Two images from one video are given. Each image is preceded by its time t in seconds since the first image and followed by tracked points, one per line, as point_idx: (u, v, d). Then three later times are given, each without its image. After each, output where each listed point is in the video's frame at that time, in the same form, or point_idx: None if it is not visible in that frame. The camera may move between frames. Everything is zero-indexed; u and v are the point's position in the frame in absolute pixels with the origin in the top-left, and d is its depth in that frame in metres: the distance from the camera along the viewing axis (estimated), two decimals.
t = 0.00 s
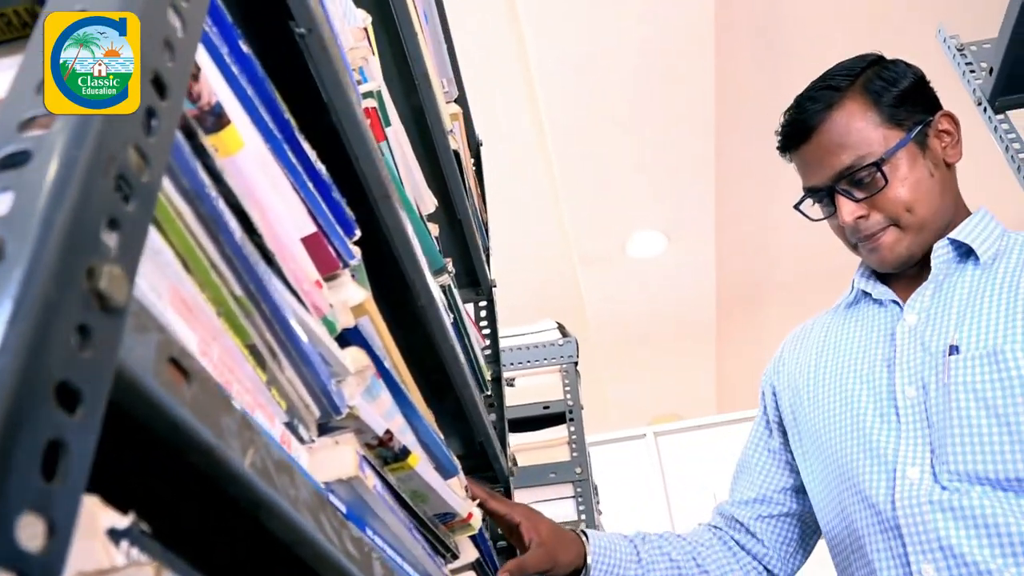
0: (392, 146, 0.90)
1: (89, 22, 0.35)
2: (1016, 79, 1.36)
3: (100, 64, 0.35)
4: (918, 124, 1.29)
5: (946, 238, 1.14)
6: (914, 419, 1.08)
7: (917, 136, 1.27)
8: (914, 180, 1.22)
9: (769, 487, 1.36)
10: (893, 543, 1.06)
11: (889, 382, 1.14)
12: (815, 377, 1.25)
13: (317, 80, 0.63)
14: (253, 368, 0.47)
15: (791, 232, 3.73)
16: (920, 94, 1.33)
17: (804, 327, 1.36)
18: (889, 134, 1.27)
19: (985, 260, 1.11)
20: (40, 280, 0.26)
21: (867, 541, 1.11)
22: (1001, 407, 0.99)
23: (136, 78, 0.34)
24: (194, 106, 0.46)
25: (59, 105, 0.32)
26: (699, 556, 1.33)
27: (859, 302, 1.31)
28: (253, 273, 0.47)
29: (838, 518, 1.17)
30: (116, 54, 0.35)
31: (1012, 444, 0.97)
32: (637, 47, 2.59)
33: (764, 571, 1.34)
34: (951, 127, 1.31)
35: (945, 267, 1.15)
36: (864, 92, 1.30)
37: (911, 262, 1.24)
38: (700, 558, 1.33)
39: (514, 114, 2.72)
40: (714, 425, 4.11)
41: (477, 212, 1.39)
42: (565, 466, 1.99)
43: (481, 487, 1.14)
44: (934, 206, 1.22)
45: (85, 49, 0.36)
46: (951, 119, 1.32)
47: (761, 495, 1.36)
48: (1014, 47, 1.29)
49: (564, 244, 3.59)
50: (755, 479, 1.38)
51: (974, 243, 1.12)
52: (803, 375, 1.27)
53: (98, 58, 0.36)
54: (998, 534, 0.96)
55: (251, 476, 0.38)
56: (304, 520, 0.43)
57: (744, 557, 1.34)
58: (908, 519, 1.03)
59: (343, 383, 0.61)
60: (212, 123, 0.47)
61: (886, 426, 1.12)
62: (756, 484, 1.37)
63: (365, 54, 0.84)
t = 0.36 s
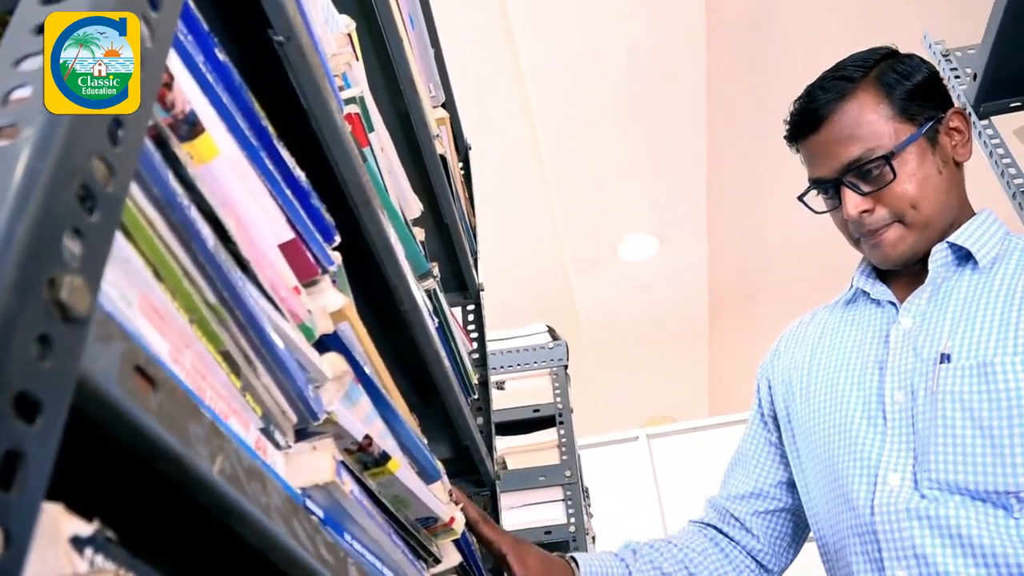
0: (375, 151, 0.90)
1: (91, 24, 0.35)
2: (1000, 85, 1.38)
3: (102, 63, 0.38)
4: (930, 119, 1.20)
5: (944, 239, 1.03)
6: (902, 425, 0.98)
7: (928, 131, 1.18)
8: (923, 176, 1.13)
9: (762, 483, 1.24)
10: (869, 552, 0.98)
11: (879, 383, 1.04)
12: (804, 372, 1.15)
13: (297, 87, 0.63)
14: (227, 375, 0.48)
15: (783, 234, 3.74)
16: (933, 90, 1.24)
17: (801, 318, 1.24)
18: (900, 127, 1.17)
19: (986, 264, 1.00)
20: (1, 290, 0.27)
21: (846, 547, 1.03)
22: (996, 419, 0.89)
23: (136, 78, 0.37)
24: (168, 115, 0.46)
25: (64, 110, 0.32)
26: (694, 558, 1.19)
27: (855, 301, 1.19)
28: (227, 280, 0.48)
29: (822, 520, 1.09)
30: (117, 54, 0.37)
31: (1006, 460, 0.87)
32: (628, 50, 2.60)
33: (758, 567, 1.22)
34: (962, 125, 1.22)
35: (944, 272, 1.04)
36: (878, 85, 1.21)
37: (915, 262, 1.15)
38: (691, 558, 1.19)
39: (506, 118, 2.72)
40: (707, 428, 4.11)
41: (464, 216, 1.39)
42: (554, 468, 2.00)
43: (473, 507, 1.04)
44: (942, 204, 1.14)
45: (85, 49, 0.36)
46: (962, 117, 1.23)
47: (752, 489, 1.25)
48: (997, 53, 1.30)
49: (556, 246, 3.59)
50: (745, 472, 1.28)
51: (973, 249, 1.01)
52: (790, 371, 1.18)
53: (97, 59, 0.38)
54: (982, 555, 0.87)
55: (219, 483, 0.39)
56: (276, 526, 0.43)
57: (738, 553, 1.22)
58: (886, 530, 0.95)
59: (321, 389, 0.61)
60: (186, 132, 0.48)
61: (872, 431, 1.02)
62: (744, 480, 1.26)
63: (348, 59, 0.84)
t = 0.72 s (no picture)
0: (362, 159, 0.90)
1: (94, 24, 0.38)
2: (987, 91, 1.38)
3: (103, 63, 0.42)
4: (923, 123, 1.16)
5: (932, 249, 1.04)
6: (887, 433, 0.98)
7: (922, 133, 1.14)
8: (915, 177, 1.09)
9: (748, 488, 1.24)
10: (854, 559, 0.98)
11: (865, 390, 1.04)
12: (790, 377, 1.14)
13: (280, 96, 0.64)
14: (204, 383, 0.48)
15: (777, 239, 3.74)
16: (928, 94, 1.21)
17: (787, 321, 1.24)
18: (895, 127, 1.13)
19: (972, 272, 1.00)
20: None
21: (831, 554, 1.02)
22: (978, 428, 0.89)
23: (136, 77, 0.43)
24: (147, 126, 0.46)
25: (62, 109, 0.34)
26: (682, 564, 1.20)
27: (841, 305, 1.19)
28: (205, 289, 0.48)
29: (809, 527, 1.09)
30: (117, 55, 0.42)
31: (989, 469, 0.87)
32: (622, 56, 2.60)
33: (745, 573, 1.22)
34: (952, 131, 1.19)
35: (927, 279, 1.04)
36: (875, 84, 1.17)
37: (900, 265, 1.11)
38: (677, 564, 1.20)
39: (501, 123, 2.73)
40: (702, 432, 4.11)
41: (455, 221, 1.39)
42: (546, 473, 1.99)
43: (463, 513, 1.05)
44: (932, 208, 1.10)
45: (86, 49, 0.40)
46: (954, 124, 1.20)
47: (739, 496, 1.25)
48: (983, 59, 1.30)
49: (551, 250, 3.58)
50: (731, 476, 1.27)
51: (958, 256, 1.01)
52: (776, 376, 1.17)
53: (97, 57, 0.42)
54: (962, 564, 0.87)
55: (193, 492, 0.39)
56: (252, 534, 0.44)
57: (724, 558, 1.22)
58: (871, 538, 0.95)
59: (303, 396, 0.61)
60: (166, 142, 0.48)
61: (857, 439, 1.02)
62: (731, 485, 1.26)
63: (336, 67, 0.85)
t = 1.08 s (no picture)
0: (346, 164, 0.90)
1: (94, 22, 0.40)
2: (972, 97, 1.41)
3: (104, 62, 0.45)
4: (917, 122, 1.16)
5: (913, 254, 1.05)
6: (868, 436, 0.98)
7: (914, 131, 1.14)
8: (902, 172, 1.09)
9: (730, 493, 1.24)
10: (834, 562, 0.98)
11: (847, 394, 1.04)
12: (773, 381, 1.14)
13: (259, 104, 0.64)
14: (178, 390, 0.48)
15: (770, 242, 3.75)
16: (923, 97, 1.20)
17: (770, 324, 1.24)
18: (887, 121, 1.14)
19: (953, 276, 1.00)
20: None
21: (813, 557, 1.02)
22: (960, 431, 0.90)
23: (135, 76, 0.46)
24: (119, 134, 0.46)
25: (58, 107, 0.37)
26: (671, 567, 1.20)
27: (823, 308, 1.19)
28: (178, 296, 0.48)
29: (791, 530, 1.09)
30: (117, 53, 0.45)
31: (970, 471, 0.88)
32: (615, 61, 2.61)
33: None
34: (942, 136, 1.19)
35: (910, 282, 1.05)
36: (872, 78, 1.17)
37: (879, 259, 1.11)
38: (664, 567, 1.19)
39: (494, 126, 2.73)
40: (696, 435, 4.10)
41: (443, 226, 1.39)
42: (538, 476, 1.99)
43: (448, 516, 1.07)
44: (916, 206, 1.10)
45: (87, 48, 0.42)
46: (945, 129, 1.20)
47: (721, 501, 1.25)
48: (967, 67, 1.34)
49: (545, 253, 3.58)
50: (715, 481, 1.27)
51: (940, 260, 1.02)
52: (758, 379, 1.17)
53: (98, 57, 0.44)
54: (943, 567, 0.87)
55: (161, 499, 0.39)
56: (223, 539, 0.44)
57: (708, 562, 1.22)
58: (852, 541, 0.95)
59: (281, 402, 0.61)
60: (139, 150, 0.48)
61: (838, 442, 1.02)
62: (715, 490, 1.26)
63: (319, 73, 0.85)
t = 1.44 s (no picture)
0: (327, 170, 0.90)
1: (90, 24, 0.45)
2: (955, 104, 1.44)
3: (104, 63, 0.48)
4: (913, 127, 1.13)
5: (898, 257, 1.05)
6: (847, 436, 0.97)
7: (910, 136, 1.10)
8: (895, 175, 1.06)
9: (705, 494, 1.23)
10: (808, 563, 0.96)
11: (826, 394, 1.03)
12: (750, 382, 1.13)
13: (235, 110, 0.64)
14: (145, 398, 0.48)
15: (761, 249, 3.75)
16: (920, 103, 1.17)
17: (750, 325, 1.23)
18: (884, 124, 1.10)
19: (934, 281, 1.00)
20: None
21: (786, 559, 1.01)
22: (941, 433, 0.89)
23: (133, 78, 0.50)
24: (88, 142, 0.46)
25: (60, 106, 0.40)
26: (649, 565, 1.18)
27: (804, 309, 1.17)
28: (146, 305, 0.48)
29: (765, 531, 1.07)
30: (118, 53, 0.49)
31: (950, 474, 0.87)
32: (604, 69, 2.63)
33: None
34: (935, 144, 1.16)
35: (892, 286, 1.04)
36: (873, 79, 1.13)
37: (866, 262, 1.08)
38: (644, 565, 1.18)
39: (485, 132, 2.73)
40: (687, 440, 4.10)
41: (428, 231, 1.40)
42: (526, 482, 1.99)
43: (434, 509, 1.00)
44: (906, 212, 1.07)
45: (87, 48, 0.46)
46: (938, 137, 1.17)
47: (696, 502, 1.23)
48: (951, 74, 1.36)
49: (536, 258, 3.58)
50: (690, 483, 1.25)
51: (923, 265, 1.01)
52: (736, 380, 1.16)
53: (99, 58, 0.48)
54: (920, 569, 0.86)
55: (123, 508, 0.39)
56: (189, 548, 0.44)
57: (682, 562, 1.21)
58: (828, 541, 0.93)
59: (255, 409, 0.61)
60: (108, 158, 0.48)
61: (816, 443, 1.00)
62: (690, 491, 1.24)
63: (299, 80, 0.85)
